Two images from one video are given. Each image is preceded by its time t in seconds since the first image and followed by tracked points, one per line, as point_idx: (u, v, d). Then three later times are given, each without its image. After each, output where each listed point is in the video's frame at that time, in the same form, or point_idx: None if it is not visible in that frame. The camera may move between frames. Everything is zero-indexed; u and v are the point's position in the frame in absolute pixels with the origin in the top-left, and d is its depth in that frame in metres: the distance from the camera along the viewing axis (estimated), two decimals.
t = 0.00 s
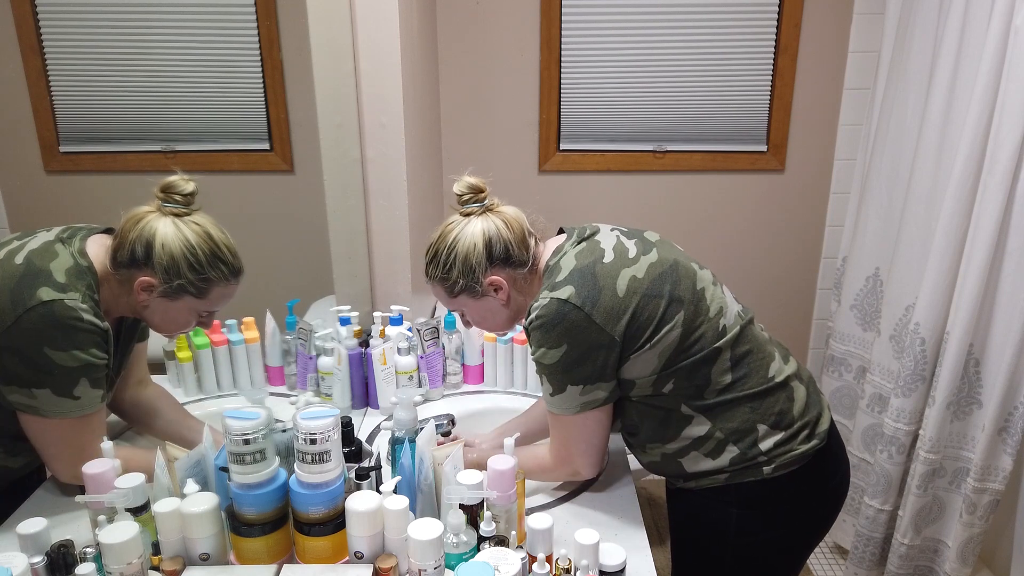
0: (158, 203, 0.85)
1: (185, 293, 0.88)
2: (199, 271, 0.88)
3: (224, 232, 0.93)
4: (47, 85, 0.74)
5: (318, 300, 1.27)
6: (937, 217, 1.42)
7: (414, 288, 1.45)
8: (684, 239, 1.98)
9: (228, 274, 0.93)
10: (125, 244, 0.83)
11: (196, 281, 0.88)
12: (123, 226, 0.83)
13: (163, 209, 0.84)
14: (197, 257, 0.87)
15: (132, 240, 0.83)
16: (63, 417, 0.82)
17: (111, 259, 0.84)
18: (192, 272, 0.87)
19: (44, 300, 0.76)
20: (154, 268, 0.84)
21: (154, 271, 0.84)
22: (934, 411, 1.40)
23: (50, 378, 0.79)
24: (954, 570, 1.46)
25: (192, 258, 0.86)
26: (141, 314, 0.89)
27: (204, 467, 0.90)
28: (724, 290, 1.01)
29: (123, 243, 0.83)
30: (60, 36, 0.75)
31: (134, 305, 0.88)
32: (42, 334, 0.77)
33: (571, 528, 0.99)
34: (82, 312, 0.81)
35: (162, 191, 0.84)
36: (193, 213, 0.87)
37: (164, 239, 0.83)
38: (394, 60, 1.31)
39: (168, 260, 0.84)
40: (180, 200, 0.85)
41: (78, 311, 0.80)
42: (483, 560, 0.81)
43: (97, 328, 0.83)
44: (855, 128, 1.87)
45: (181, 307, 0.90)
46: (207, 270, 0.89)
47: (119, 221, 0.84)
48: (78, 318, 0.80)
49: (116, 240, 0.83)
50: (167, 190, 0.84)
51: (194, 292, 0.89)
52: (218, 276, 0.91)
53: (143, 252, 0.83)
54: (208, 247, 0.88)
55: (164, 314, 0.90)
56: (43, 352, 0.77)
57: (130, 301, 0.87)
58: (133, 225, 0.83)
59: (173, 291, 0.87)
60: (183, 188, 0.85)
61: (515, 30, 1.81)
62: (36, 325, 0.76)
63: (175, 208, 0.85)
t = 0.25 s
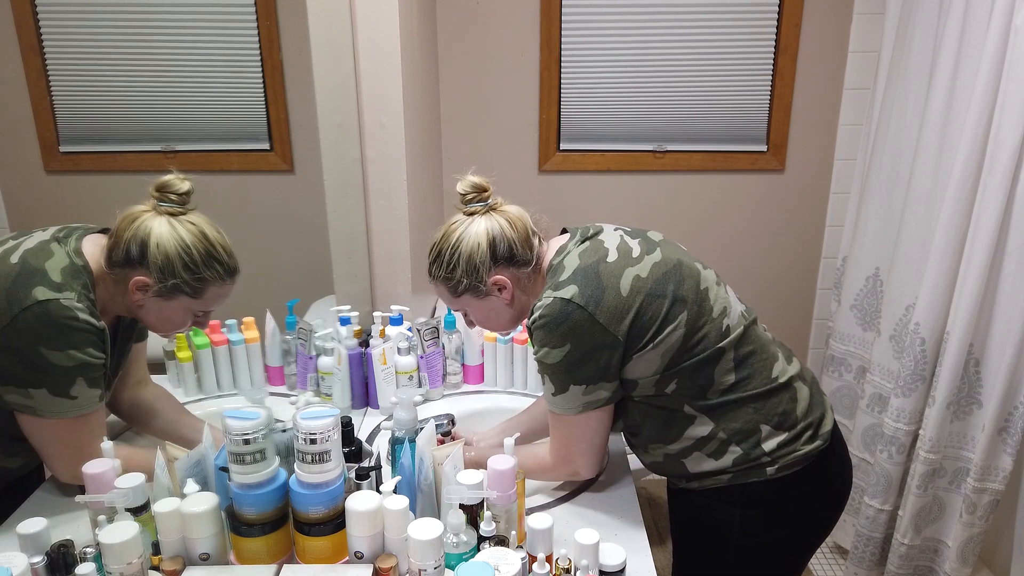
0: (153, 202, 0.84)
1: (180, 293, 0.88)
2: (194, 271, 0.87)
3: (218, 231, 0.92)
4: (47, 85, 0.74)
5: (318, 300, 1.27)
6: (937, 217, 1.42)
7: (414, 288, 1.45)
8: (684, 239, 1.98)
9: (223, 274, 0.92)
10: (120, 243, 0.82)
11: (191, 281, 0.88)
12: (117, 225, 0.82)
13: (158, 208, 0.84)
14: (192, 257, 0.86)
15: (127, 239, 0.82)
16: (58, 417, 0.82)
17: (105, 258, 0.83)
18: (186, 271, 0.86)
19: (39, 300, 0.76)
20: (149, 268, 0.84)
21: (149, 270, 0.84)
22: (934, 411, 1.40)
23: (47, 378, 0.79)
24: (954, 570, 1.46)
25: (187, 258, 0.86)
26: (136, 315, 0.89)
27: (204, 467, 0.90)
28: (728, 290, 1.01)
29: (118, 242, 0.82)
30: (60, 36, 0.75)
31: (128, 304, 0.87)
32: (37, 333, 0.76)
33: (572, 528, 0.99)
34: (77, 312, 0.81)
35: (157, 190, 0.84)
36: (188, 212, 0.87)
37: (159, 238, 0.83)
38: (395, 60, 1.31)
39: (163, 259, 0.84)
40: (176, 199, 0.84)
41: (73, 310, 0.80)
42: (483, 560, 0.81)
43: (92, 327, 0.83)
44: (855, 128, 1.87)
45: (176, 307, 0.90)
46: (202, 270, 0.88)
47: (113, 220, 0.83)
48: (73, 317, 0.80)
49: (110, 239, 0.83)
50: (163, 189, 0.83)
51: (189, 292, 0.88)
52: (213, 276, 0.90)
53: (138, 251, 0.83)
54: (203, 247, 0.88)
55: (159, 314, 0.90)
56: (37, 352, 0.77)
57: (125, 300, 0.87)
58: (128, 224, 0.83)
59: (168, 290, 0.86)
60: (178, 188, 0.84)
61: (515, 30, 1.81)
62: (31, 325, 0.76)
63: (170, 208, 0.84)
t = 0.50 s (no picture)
0: (156, 204, 0.84)
1: (178, 296, 0.88)
2: (193, 275, 0.87)
3: (219, 235, 0.92)
4: (47, 85, 0.74)
5: (318, 300, 1.27)
6: (937, 217, 1.42)
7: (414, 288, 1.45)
8: (684, 239, 1.98)
9: (223, 279, 0.92)
10: (119, 244, 0.82)
11: (190, 285, 0.88)
12: (118, 226, 0.83)
13: (160, 211, 0.84)
14: (192, 261, 0.86)
15: (127, 240, 0.82)
16: (43, 416, 0.80)
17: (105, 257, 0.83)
18: (186, 276, 0.86)
19: (36, 296, 0.76)
20: (148, 270, 0.84)
21: (148, 272, 0.84)
22: (934, 411, 1.40)
23: (33, 374, 0.77)
24: (954, 570, 1.46)
25: (186, 262, 0.86)
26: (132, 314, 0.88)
27: (204, 467, 0.90)
28: (730, 291, 1.01)
29: (118, 243, 0.82)
30: (60, 36, 0.75)
31: (126, 305, 0.87)
32: (33, 330, 0.76)
33: (572, 528, 0.99)
34: (75, 309, 0.80)
35: (159, 193, 0.84)
36: (190, 216, 0.87)
37: (159, 241, 0.83)
38: (395, 60, 1.31)
39: (163, 262, 0.84)
40: (178, 203, 0.84)
41: (71, 307, 0.80)
42: (483, 560, 0.81)
43: (88, 324, 0.82)
44: (855, 128, 1.87)
45: (173, 309, 0.90)
46: (201, 275, 0.88)
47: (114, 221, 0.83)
48: (70, 314, 0.80)
49: (110, 239, 0.83)
50: (166, 192, 0.83)
51: (188, 295, 0.88)
52: (212, 280, 0.90)
53: (137, 253, 0.83)
54: (203, 252, 0.87)
55: (157, 316, 0.90)
56: (33, 350, 0.76)
57: (123, 300, 0.86)
58: (128, 225, 0.83)
59: (166, 293, 0.86)
60: (182, 191, 0.84)
61: (515, 30, 1.81)
62: (27, 322, 0.75)
63: (172, 210, 0.84)
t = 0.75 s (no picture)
0: (187, 235, 0.86)
1: (187, 328, 0.88)
2: (208, 311, 0.88)
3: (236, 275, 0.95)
4: (47, 85, 0.74)
5: (318, 300, 1.27)
6: (937, 217, 1.42)
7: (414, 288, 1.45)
8: (685, 239, 1.98)
9: (233, 318, 0.95)
10: (144, 266, 0.83)
11: (202, 320, 0.89)
12: (145, 250, 0.83)
13: (191, 242, 0.86)
14: (211, 297, 0.88)
15: (152, 265, 0.83)
16: (36, 421, 0.78)
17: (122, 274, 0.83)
18: (200, 311, 0.87)
19: (47, 300, 0.76)
20: (165, 298, 0.84)
21: (165, 299, 0.84)
22: (934, 411, 1.40)
23: (31, 376, 0.76)
24: (954, 569, 1.46)
25: (205, 297, 0.87)
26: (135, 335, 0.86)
27: (204, 467, 0.91)
28: (722, 290, 1.01)
29: (141, 265, 0.82)
30: (60, 36, 0.75)
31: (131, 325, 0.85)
32: (41, 334, 0.75)
33: (571, 528, 0.99)
34: (85, 315, 0.79)
35: (195, 226, 0.87)
36: (217, 253, 0.89)
37: (185, 272, 0.84)
38: (395, 60, 1.31)
39: (183, 292, 0.85)
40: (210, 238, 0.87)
41: (81, 314, 0.79)
42: (483, 560, 0.81)
43: (97, 333, 0.81)
44: (855, 128, 1.87)
45: (178, 339, 0.89)
46: (215, 312, 0.90)
47: (138, 242, 0.83)
48: (80, 321, 0.79)
49: (133, 259, 0.83)
50: (201, 227, 0.87)
51: (197, 329, 0.89)
52: (223, 318, 0.92)
53: (159, 279, 0.83)
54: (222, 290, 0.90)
55: (159, 340, 0.88)
56: (37, 351, 0.75)
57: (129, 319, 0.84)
58: (157, 250, 0.83)
59: (178, 324, 0.87)
60: (214, 229, 0.88)
61: (515, 30, 1.81)
62: (36, 324, 0.75)
63: (202, 244, 0.87)
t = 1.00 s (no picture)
0: (196, 248, 0.88)
1: (196, 340, 0.90)
2: (216, 322, 0.91)
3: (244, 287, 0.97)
4: (47, 85, 0.74)
5: (318, 299, 1.26)
6: (937, 217, 1.42)
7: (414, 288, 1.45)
8: (685, 239, 1.98)
9: (240, 327, 0.97)
10: (154, 278, 0.83)
11: (211, 331, 0.91)
12: (155, 262, 0.84)
13: (201, 256, 0.87)
14: (219, 308, 0.90)
15: (162, 277, 0.84)
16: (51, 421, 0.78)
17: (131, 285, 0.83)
18: (210, 323, 0.90)
19: (58, 302, 0.75)
20: (174, 310, 0.85)
21: (174, 312, 0.85)
22: (934, 411, 1.40)
23: (45, 378, 0.75)
24: (954, 569, 1.46)
25: (214, 310, 0.89)
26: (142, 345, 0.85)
27: (204, 467, 0.93)
28: (715, 290, 1.01)
29: (151, 278, 0.83)
30: (60, 37, 0.75)
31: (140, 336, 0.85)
32: (52, 335, 0.74)
33: (571, 528, 0.99)
34: (93, 318, 0.78)
35: (205, 241, 0.88)
36: (225, 266, 0.92)
37: (196, 285, 0.86)
38: (395, 60, 1.31)
39: (193, 305, 0.86)
40: (219, 252, 0.89)
41: (89, 317, 0.78)
42: (483, 560, 0.81)
43: (104, 335, 0.80)
44: (855, 128, 1.87)
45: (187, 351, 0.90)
46: (224, 323, 0.93)
47: (148, 253, 0.84)
48: (88, 323, 0.78)
49: (142, 271, 0.83)
50: (212, 242, 0.89)
51: (205, 340, 0.91)
52: (231, 330, 0.95)
53: (170, 292, 0.84)
54: (229, 302, 0.92)
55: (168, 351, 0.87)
56: (49, 352, 0.74)
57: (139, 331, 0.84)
58: (167, 264, 0.84)
59: (187, 336, 0.88)
60: (226, 244, 0.90)
61: (515, 30, 1.81)
62: (46, 326, 0.74)
63: (213, 258, 0.89)
